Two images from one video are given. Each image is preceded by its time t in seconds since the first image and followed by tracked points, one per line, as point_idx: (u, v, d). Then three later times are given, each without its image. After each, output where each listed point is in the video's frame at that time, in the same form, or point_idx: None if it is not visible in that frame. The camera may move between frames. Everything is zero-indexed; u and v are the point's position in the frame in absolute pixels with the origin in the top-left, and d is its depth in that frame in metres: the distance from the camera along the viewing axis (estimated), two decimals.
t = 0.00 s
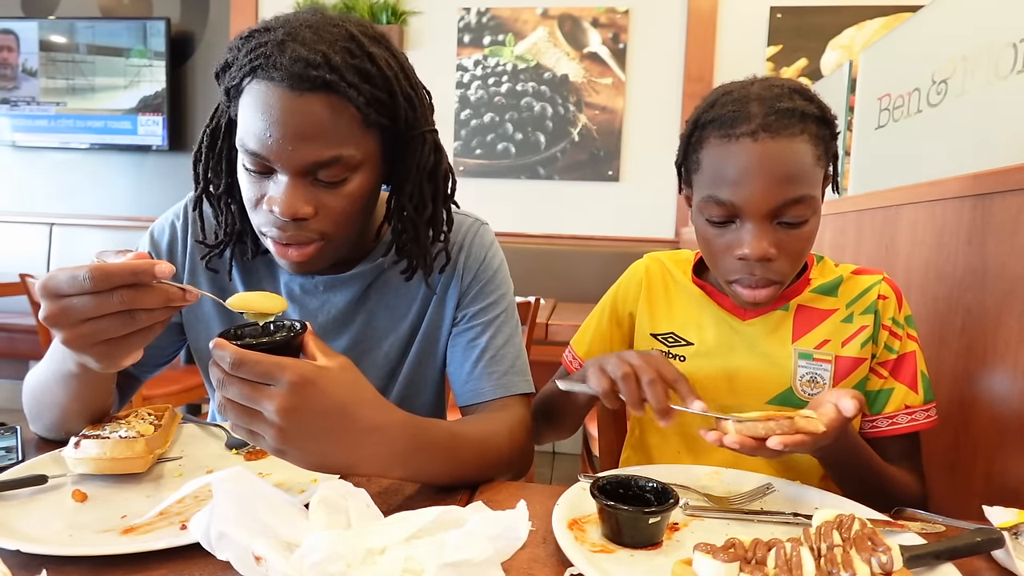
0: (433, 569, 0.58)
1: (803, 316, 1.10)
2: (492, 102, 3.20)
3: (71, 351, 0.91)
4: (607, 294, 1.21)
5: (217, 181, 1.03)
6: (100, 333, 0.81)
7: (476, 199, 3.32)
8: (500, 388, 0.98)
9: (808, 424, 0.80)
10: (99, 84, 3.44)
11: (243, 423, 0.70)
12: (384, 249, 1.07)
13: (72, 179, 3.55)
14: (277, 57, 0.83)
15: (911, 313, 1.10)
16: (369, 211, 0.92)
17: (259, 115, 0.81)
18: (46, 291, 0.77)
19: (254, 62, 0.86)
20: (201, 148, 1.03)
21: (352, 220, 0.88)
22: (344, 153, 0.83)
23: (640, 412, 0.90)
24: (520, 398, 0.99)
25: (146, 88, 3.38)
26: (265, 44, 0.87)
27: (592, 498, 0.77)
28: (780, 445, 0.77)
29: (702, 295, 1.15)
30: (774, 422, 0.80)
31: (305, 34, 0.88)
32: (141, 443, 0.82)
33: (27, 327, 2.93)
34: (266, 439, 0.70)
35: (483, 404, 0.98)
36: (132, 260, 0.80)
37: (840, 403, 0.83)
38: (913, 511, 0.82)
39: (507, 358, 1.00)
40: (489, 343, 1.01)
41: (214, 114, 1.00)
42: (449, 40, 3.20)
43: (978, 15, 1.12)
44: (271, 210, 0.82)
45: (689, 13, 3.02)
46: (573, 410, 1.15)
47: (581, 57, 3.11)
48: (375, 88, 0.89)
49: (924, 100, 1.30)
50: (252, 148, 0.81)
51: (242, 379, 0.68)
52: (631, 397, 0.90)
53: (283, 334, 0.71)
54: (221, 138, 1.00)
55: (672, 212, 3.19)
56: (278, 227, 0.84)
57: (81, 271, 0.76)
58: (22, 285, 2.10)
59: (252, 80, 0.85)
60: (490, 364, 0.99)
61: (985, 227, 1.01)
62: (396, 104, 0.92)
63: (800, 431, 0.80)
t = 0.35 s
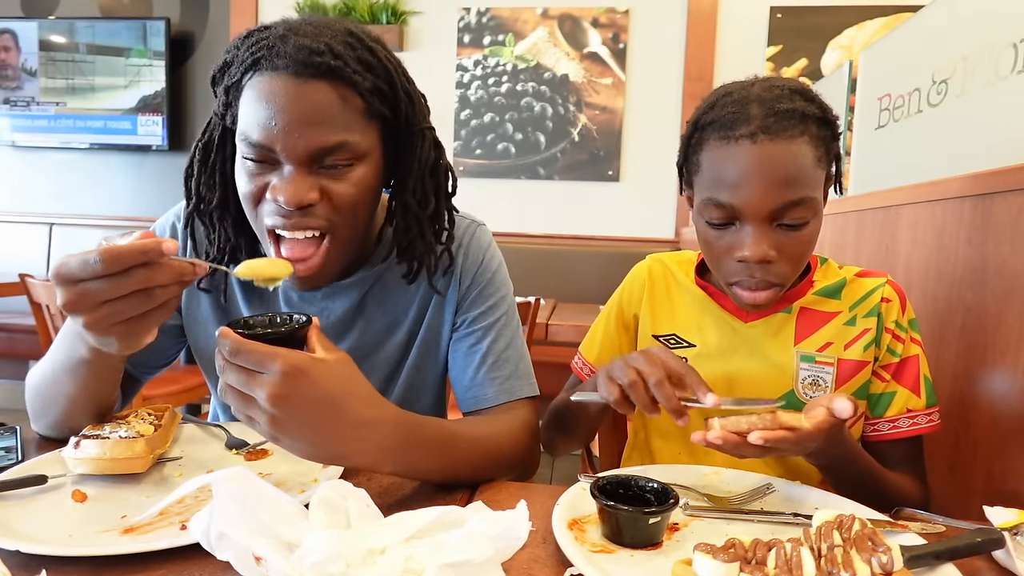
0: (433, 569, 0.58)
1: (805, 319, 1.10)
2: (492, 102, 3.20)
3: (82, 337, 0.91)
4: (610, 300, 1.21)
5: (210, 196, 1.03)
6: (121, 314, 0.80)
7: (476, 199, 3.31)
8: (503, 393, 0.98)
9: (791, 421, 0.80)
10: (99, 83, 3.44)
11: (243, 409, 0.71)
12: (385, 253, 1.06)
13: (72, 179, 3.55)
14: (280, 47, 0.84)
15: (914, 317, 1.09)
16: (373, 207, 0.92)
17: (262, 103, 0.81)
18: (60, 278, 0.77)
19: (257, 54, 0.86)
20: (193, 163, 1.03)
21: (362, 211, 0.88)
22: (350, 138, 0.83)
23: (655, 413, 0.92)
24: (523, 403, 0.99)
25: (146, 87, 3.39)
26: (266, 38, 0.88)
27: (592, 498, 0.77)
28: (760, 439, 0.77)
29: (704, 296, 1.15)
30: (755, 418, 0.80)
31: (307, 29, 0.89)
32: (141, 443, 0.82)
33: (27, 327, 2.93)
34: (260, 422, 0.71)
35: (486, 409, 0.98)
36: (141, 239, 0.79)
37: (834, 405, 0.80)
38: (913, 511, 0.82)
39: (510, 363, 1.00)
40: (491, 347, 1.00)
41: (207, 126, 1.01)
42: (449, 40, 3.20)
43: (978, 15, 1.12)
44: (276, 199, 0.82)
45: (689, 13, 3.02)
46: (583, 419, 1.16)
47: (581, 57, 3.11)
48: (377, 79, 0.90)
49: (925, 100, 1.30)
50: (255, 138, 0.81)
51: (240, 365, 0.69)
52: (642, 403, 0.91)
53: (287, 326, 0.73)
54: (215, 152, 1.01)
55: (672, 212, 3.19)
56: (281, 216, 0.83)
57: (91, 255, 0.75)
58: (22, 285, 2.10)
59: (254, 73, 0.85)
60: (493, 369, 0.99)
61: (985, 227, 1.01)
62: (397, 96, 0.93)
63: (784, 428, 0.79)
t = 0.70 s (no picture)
0: (433, 569, 0.58)
1: (807, 322, 1.10)
2: (492, 102, 3.20)
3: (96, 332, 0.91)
4: (618, 289, 1.21)
5: (193, 213, 1.02)
6: (147, 309, 0.81)
7: (476, 199, 3.31)
8: (507, 395, 0.98)
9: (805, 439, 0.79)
10: (99, 83, 3.44)
11: (238, 417, 0.72)
12: (378, 270, 1.05)
13: (72, 179, 3.55)
14: (261, 49, 0.84)
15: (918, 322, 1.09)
16: (365, 220, 0.91)
17: (239, 108, 0.81)
18: (88, 276, 0.77)
19: (235, 58, 0.87)
20: (175, 179, 1.02)
21: (344, 228, 0.86)
22: (336, 143, 0.83)
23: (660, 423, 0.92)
24: (525, 404, 0.99)
25: (146, 87, 3.39)
26: (246, 41, 0.88)
27: (592, 498, 0.77)
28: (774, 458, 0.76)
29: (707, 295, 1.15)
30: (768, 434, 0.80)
31: (296, 34, 0.89)
32: (141, 443, 0.82)
33: (26, 327, 2.93)
34: (260, 433, 0.72)
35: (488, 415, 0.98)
36: (165, 237, 0.79)
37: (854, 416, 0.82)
38: (914, 511, 0.82)
39: (511, 365, 1.00)
40: (491, 351, 1.00)
41: (189, 141, 1.01)
42: (448, 40, 3.20)
43: (979, 15, 1.12)
44: (258, 211, 0.80)
45: (689, 13, 3.02)
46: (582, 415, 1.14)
47: (581, 57, 3.11)
48: (366, 81, 0.90)
49: (925, 100, 1.30)
50: (233, 144, 0.80)
51: (235, 368, 0.70)
52: (648, 413, 0.91)
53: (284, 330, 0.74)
54: (197, 167, 1.00)
55: (672, 212, 3.19)
56: (264, 229, 0.81)
57: (119, 255, 0.75)
58: (23, 285, 2.10)
59: (232, 76, 0.86)
60: (493, 373, 0.99)
61: (985, 228, 1.00)
62: (388, 102, 0.93)
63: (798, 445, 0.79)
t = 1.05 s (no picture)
0: (433, 569, 0.58)
1: (807, 324, 1.10)
2: (492, 102, 3.20)
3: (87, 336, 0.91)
4: (617, 287, 1.22)
5: (192, 227, 1.02)
6: (134, 315, 0.81)
7: (476, 199, 3.32)
8: (507, 393, 0.98)
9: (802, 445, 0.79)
10: (99, 83, 3.44)
11: (238, 424, 0.72)
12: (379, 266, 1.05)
13: (72, 179, 3.55)
14: (237, 68, 0.83)
15: (920, 327, 1.08)
16: (362, 223, 0.92)
17: (226, 130, 0.81)
18: (76, 281, 0.78)
19: (213, 78, 0.86)
20: (172, 192, 1.02)
21: (339, 236, 0.87)
22: (326, 159, 0.82)
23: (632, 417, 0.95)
24: (523, 401, 0.99)
25: (146, 87, 3.40)
26: (222, 57, 0.87)
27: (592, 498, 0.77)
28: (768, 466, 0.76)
29: (709, 294, 1.15)
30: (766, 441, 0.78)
31: (282, 41, 0.88)
32: (141, 443, 0.82)
33: (26, 327, 2.93)
34: (259, 441, 0.72)
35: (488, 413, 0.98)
36: (155, 242, 0.80)
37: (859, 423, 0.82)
38: (914, 511, 0.82)
39: (511, 362, 1.00)
40: (491, 348, 1.00)
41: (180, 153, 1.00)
42: (448, 40, 3.20)
43: (979, 15, 1.12)
44: (255, 235, 0.81)
45: (689, 13, 3.02)
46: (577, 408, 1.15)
47: (581, 57, 3.11)
48: (349, 87, 0.89)
49: (925, 100, 1.30)
50: (224, 169, 0.81)
51: (234, 376, 0.70)
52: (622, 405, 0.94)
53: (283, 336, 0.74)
54: (191, 179, 1.00)
55: (672, 212, 3.19)
56: (263, 254, 0.83)
57: (106, 260, 0.76)
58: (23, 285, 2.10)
59: (213, 98, 0.85)
60: (493, 371, 0.99)
61: (986, 228, 1.00)
62: (374, 104, 0.92)
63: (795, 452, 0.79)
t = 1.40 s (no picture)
0: (433, 569, 0.58)
1: (813, 324, 1.10)
2: (492, 102, 3.20)
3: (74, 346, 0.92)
4: (613, 286, 1.21)
5: (193, 215, 1.01)
6: (107, 332, 0.81)
7: (476, 200, 3.32)
8: (507, 391, 0.98)
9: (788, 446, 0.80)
10: (99, 83, 3.44)
11: (237, 432, 0.73)
12: (377, 262, 1.05)
13: (72, 179, 3.55)
14: (260, 64, 0.82)
15: (925, 325, 1.08)
16: (367, 221, 0.92)
17: (245, 125, 0.80)
18: (51, 290, 0.78)
19: (234, 71, 0.85)
20: (171, 181, 1.00)
21: (350, 232, 0.88)
22: (340, 159, 0.83)
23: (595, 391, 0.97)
24: (522, 399, 0.99)
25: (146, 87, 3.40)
26: (242, 52, 0.86)
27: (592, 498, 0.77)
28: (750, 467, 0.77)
29: (711, 296, 1.15)
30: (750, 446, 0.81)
31: (299, 39, 0.88)
32: (141, 443, 0.82)
33: (27, 327, 2.93)
34: (259, 450, 0.72)
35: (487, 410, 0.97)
36: (136, 257, 0.81)
37: (852, 417, 0.80)
38: (915, 512, 0.82)
39: (509, 360, 1.00)
40: (489, 346, 1.00)
41: (182, 140, 0.98)
42: (448, 40, 3.20)
43: (979, 15, 1.12)
44: (269, 230, 0.81)
45: (689, 13, 3.02)
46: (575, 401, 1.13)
47: (581, 57, 3.11)
48: (366, 89, 0.89)
49: (925, 100, 1.30)
50: (241, 164, 0.81)
51: (231, 387, 0.71)
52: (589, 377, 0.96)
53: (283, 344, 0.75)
54: (194, 167, 0.98)
55: (673, 212, 3.19)
56: (277, 248, 0.83)
57: (81, 271, 0.77)
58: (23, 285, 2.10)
59: (232, 92, 0.84)
60: (492, 369, 0.99)
61: (987, 228, 1.00)
62: (387, 105, 0.92)
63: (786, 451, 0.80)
